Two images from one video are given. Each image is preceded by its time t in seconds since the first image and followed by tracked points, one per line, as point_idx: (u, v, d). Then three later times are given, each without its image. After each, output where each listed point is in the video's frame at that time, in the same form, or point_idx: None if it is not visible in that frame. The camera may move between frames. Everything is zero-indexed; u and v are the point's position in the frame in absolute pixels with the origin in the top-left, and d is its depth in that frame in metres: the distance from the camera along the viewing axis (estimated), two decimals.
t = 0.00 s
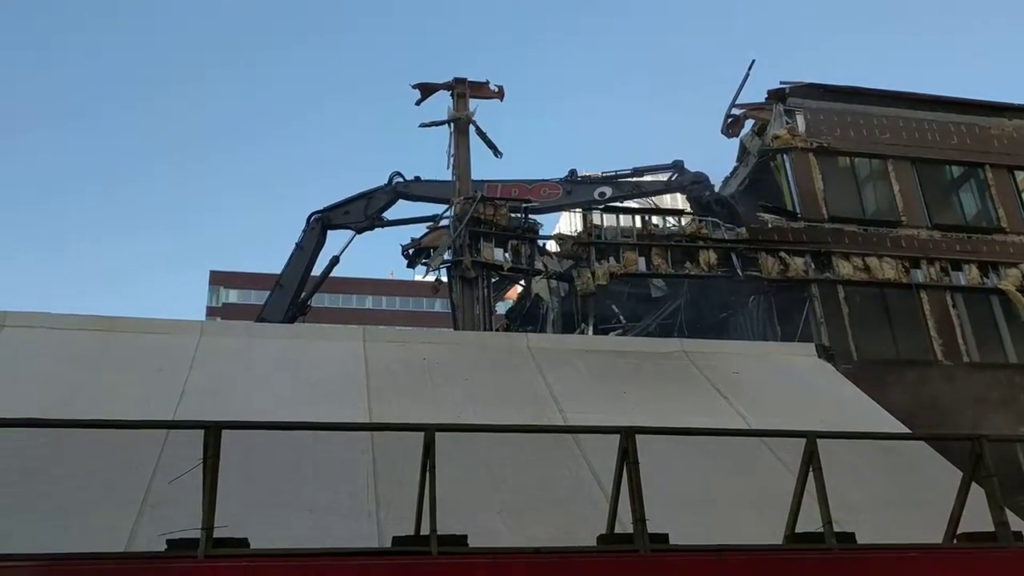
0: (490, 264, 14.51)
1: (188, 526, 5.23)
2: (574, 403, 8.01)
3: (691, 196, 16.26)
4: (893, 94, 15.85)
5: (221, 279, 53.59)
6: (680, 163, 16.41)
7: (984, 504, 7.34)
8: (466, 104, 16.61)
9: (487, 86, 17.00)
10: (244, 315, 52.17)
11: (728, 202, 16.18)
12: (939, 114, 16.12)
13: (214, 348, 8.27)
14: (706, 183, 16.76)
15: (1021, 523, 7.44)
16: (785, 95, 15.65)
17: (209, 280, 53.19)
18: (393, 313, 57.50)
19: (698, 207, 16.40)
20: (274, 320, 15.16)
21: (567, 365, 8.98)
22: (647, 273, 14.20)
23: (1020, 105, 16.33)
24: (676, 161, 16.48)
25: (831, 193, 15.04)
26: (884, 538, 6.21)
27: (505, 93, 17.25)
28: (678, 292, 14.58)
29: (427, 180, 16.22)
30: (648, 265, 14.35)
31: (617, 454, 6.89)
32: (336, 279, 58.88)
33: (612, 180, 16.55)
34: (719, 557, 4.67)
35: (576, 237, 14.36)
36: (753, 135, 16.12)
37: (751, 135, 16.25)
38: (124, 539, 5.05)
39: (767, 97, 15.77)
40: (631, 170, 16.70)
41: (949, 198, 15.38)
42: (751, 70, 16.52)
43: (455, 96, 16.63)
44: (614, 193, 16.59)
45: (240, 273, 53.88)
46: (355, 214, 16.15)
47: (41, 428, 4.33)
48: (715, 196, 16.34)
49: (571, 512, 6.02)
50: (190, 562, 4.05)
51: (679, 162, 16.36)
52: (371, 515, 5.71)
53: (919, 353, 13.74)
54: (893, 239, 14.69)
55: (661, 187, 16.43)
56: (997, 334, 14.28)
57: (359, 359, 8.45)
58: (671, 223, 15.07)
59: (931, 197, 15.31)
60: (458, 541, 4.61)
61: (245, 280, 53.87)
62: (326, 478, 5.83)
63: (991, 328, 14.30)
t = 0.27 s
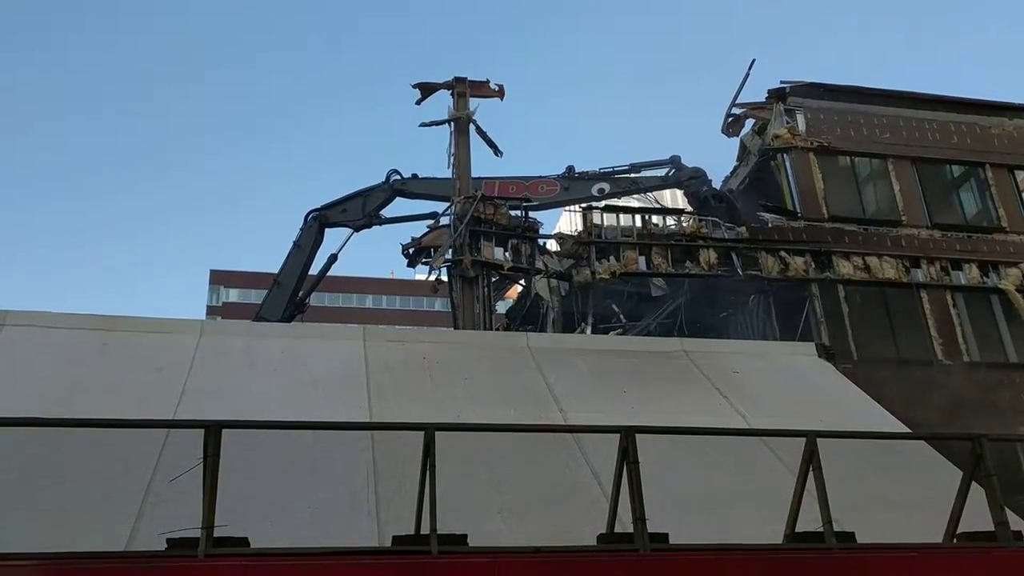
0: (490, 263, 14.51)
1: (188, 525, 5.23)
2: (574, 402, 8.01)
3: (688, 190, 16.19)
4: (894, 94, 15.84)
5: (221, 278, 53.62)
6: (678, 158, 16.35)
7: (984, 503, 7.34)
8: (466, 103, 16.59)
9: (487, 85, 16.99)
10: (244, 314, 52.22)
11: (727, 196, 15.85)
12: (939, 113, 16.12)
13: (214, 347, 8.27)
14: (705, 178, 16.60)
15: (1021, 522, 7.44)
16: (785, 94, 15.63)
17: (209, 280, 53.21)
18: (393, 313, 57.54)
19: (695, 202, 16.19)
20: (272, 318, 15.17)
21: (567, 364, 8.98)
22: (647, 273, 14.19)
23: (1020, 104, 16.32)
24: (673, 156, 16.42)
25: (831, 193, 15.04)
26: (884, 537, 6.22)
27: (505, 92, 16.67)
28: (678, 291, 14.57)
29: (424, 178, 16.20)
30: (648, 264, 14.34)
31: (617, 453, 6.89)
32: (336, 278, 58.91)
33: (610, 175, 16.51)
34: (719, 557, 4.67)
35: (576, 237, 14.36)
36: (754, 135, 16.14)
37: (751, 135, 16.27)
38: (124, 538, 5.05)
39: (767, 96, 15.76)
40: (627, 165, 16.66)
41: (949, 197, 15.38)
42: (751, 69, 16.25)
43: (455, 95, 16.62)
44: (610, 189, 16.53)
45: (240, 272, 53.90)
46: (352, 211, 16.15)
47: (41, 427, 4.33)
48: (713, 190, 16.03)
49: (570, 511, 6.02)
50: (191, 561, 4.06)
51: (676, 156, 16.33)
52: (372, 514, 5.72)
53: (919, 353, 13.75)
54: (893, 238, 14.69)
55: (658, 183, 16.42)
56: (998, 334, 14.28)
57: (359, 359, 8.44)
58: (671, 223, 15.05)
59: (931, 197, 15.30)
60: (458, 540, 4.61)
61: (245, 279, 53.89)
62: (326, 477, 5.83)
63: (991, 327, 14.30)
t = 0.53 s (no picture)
0: (490, 262, 14.53)
1: (188, 525, 5.24)
2: (574, 402, 8.01)
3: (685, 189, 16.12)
4: (894, 93, 15.82)
5: (221, 277, 53.64)
6: (675, 157, 16.35)
7: (984, 503, 7.34)
8: (466, 102, 16.59)
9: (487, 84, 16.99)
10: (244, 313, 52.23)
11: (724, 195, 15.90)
12: (939, 112, 16.11)
13: (214, 346, 8.28)
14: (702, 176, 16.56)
15: (1021, 522, 7.45)
16: (785, 94, 15.60)
17: (209, 279, 53.24)
18: (394, 312, 57.57)
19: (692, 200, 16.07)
20: (271, 317, 15.19)
21: (567, 364, 8.98)
22: (647, 272, 14.20)
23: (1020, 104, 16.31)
24: (671, 154, 16.38)
25: (832, 192, 15.03)
26: (883, 537, 6.22)
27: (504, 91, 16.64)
28: (678, 291, 14.49)
29: (421, 175, 16.19)
30: (648, 263, 14.35)
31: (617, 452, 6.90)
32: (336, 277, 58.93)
33: (607, 174, 16.38)
34: (719, 556, 4.68)
35: (576, 236, 14.38)
36: (754, 134, 16.16)
37: (752, 135, 16.29)
38: (125, 537, 5.06)
39: (767, 96, 15.75)
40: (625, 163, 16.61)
41: (949, 197, 15.37)
42: (752, 69, 16.89)
43: (455, 94, 16.62)
44: (608, 187, 16.39)
45: (240, 271, 53.91)
46: (350, 210, 16.15)
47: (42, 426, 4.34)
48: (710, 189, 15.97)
49: (570, 511, 6.03)
50: (191, 560, 4.06)
51: (673, 154, 16.32)
52: (372, 513, 5.73)
53: (919, 352, 13.75)
54: (894, 238, 14.68)
55: (656, 180, 16.34)
56: (998, 333, 14.27)
57: (359, 358, 8.45)
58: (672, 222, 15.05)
59: (931, 196, 15.30)
60: (458, 539, 4.62)
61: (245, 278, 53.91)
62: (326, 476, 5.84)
63: (991, 327, 14.29)
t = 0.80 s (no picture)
0: (490, 262, 14.53)
1: (189, 524, 5.25)
2: (574, 401, 8.01)
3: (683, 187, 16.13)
4: (894, 93, 15.82)
5: (221, 276, 53.64)
6: (673, 154, 16.34)
7: (984, 503, 7.35)
8: (466, 102, 16.60)
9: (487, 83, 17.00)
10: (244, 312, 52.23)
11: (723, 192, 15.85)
12: (940, 112, 16.11)
13: (215, 346, 8.28)
14: (700, 174, 16.56)
15: (1021, 522, 7.45)
16: (785, 94, 15.59)
17: (209, 278, 53.25)
18: (394, 311, 57.58)
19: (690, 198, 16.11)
20: (270, 316, 15.20)
21: (568, 364, 8.98)
22: (648, 271, 14.18)
23: (1021, 103, 16.31)
24: (669, 152, 16.38)
25: (832, 192, 15.03)
26: (883, 537, 6.22)
27: (505, 91, 16.75)
28: (678, 291, 14.59)
29: (420, 174, 16.20)
30: (648, 263, 14.35)
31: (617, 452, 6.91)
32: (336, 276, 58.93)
33: (605, 172, 16.30)
34: (719, 556, 4.69)
35: (576, 235, 14.37)
36: (754, 134, 16.17)
37: (752, 135, 16.30)
38: (125, 536, 5.08)
39: (767, 95, 15.74)
40: (624, 161, 16.60)
41: (950, 197, 15.37)
42: (751, 69, 16.99)
43: (456, 94, 16.62)
44: (607, 185, 16.29)
45: (241, 270, 53.92)
46: (349, 209, 16.15)
47: (43, 425, 4.34)
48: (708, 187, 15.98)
49: (570, 511, 6.03)
50: (191, 560, 4.06)
51: (672, 152, 16.31)
52: (372, 512, 5.75)
53: (920, 352, 13.75)
54: (894, 237, 14.68)
55: (654, 178, 16.28)
56: (998, 333, 14.28)
57: (359, 358, 8.45)
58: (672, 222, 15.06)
59: (932, 196, 15.30)
60: (458, 539, 4.62)
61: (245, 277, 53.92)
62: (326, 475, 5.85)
63: (991, 326, 14.30)
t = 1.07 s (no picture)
0: (490, 262, 14.54)
1: (188, 524, 5.27)
2: (574, 401, 8.01)
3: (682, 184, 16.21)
4: (895, 93, 15.81)
5: (222, 276, 53.65)
6: (672, 151, 16.33)
7: (983, 503, 7.35)
8: (467, 102, 16.60)
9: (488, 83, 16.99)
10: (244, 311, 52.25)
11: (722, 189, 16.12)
12: (940, 112, 16.11)
13: (215, 345, 8.28)
14: (699, 171, 16.58)
15: (1021, 522, 7.46)
16: (786, 94, 15.60)
17: (209, 277, 53.26)
18: (394, 310, 57.60)
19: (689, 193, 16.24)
20: (268, 315, 15.19)
21: (568, 363, 8.98)
22: (648, 271, 14.18)
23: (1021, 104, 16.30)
24: (668, 150, 16.38)
25: (833, 192, 15.04)
26: (883, 537, 6.23)
27: (504, 90, 16.64)
28: (678, 291, 14.58)
29: (419, 172, 16.19)
30: (648, 263, 14.35)
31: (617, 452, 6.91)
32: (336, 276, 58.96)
33: (604, 169, 16.24)
34: (719, 556, 4.69)
35: (576, 236, 14.41)
36: (755, 134, 16.19)
37: (752, 135, 16.31)
38: (125, 537, 5.08)
39: (767, 95, 15.74)
40: (622, 158, 16.60)
41: (950, 197, 15.38)
42: (752, 69, 16.32)
43: (456, 94, 16.62)
44: (606, 182, 16.20)
45: (241, 270, 53.92)
46: (347, 207, 16.14)
47: (43, 425, 4.34)
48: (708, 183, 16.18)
49: (569, 511, 6.05)
50: (190, 560, 4.06)
51: (671, 149, 16.29)
52: (372, 511, 5.83)
53: (920, 352, 13.75)
54: (894, 237, 14.68)
55: (653, 175, 16.28)
56: (998, 333, 14.28)
57: (359, 357, 8.46)
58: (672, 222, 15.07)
59: (932, 196, 15.30)
60: (458, 539, 4.62)
61: (245, 277, 53.94)
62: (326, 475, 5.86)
63: (991, 327, 14.30)
